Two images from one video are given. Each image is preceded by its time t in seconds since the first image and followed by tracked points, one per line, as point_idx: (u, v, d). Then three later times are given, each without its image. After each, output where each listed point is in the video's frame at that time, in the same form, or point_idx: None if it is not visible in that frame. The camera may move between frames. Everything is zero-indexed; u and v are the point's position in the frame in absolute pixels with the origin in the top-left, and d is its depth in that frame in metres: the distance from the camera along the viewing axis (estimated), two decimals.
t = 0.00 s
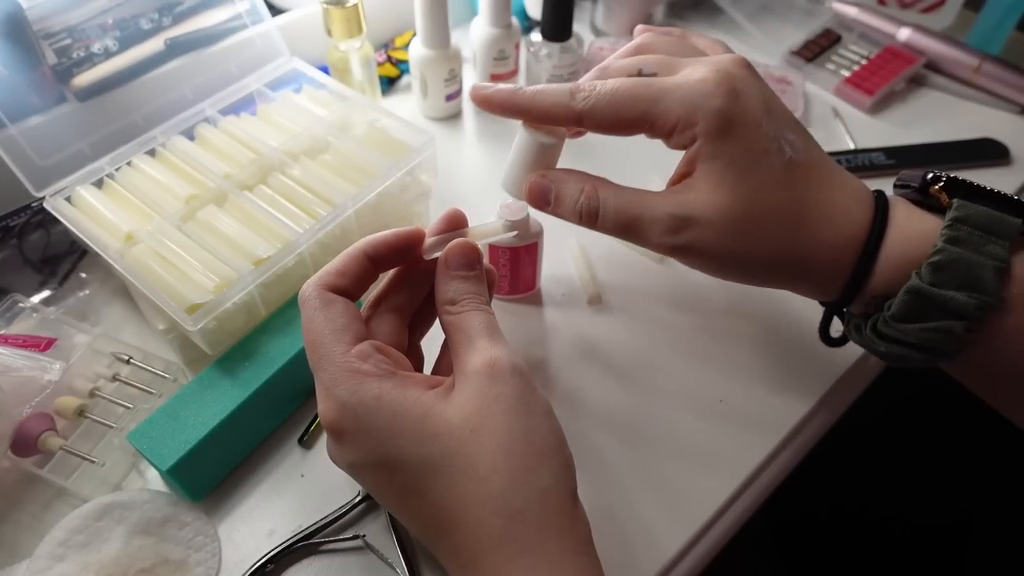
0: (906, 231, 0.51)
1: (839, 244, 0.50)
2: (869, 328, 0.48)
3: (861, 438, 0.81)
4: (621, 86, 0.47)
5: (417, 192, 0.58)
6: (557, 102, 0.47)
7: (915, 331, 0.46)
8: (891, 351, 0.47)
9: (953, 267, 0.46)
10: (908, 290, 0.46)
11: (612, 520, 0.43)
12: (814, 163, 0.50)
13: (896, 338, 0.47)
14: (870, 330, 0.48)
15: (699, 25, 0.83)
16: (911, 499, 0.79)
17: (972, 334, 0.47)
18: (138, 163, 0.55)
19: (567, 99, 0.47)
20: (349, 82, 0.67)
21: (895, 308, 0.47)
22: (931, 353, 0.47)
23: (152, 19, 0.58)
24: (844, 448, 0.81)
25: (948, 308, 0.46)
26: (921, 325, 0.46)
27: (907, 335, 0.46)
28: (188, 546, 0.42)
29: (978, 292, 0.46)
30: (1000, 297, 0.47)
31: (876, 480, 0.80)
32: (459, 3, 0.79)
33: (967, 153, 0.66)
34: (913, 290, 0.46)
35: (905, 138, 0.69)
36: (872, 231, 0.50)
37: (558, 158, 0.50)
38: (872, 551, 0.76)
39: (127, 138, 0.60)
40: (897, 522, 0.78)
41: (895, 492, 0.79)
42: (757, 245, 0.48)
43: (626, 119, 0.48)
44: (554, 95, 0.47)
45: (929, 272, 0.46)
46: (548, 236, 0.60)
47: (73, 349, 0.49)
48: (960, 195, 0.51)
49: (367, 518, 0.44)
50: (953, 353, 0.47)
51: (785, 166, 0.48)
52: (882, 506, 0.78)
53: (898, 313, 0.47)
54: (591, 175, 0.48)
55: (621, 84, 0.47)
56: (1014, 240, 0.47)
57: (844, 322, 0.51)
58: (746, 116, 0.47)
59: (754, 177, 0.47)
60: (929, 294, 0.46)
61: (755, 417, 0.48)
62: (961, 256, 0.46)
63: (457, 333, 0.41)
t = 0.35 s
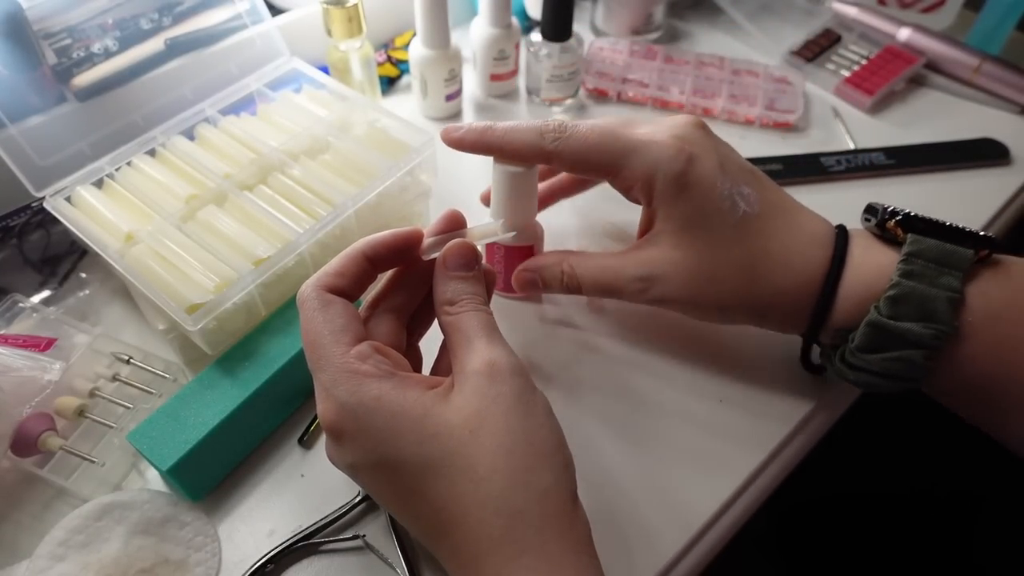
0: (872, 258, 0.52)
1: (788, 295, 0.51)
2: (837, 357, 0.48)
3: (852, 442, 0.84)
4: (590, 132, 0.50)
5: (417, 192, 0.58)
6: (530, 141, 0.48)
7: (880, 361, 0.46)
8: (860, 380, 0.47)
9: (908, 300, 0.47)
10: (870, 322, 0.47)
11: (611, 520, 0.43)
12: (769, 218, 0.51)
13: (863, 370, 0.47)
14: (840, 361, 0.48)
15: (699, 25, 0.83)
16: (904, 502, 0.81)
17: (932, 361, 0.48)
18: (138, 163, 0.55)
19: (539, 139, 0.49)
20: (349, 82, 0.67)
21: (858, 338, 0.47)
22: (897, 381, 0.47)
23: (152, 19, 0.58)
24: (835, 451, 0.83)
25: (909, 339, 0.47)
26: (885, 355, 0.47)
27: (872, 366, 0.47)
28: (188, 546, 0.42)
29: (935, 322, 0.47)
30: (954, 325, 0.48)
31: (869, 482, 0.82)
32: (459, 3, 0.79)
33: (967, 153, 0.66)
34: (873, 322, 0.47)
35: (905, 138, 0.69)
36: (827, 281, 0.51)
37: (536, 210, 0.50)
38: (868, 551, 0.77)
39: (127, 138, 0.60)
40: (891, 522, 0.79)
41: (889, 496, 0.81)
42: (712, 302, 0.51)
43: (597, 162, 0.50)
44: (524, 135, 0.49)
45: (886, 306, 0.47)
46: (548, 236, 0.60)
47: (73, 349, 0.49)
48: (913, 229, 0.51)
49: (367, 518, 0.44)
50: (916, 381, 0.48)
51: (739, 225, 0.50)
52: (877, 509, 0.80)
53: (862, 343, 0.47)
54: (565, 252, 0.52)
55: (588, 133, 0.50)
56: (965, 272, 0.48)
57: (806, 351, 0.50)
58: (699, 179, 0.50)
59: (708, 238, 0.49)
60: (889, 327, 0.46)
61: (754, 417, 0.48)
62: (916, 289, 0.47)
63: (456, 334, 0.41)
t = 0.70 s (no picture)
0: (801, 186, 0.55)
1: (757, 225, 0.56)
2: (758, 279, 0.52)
3: (863, 431, 0.83)
4: (563, 37, 0.58)
5: (417, 192, 0.58)
6: (508, 43, 0.57)
7: (793, 280, 0.50)
8: (775, 299, 0.51)
9: (816, 220, 0.50)
10: (779, 242, 0.50)
11: (612, 520, 0.43)
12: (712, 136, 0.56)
13: (779, 290, 0.50)
14: (759, 283, 0.52)
15: (699, 25, 0.83)
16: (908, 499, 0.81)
17: (848, 280, 0.51)
18: (137, 163, 0.55)
19: (517, 39, 0.57)
20: (349, 82, 0.67)
21: (771, 260, 0.50)
22: (811, 298, 0.50)
23: (152, 19, 0.59)
24: (845, 446, 0.82)
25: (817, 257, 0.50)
26: (796, 273, 0.50)
27: (785, 284, 0.50)
28: (188, 546, 0.42)
29: (840, 240, 0.50)
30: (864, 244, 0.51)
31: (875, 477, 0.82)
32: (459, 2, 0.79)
33: (967, 153, 0.66)
34: (783, 243, 0.50)
35: (905, 138, 0.69)
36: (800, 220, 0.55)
37: (519, 108, 0.59)
38: (869, 547, 0.78)
39: (127, 138, 0.60)
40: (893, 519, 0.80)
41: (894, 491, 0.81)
42: (648, 200, 0.56)
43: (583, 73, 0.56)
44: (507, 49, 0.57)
45: (796, 226, 0.50)
46: (549, 236, 0.60)
47: (73, 349, 0.49)
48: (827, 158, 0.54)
49: (367, 518, 0.44)
50: (831, 298, 0.51)
51: (673, 133, 0.55)
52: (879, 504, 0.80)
53: (774, 264, 0.50)
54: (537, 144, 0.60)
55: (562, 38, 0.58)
56: (873, 195, 0.51)
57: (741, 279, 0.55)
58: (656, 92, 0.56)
59: (645, 137, 0.56)
60: (798, 245, 0.49)
61: (754, 418, 0.48)
62: (821, 209, 0.50)
63: (458, 334, 0.41)
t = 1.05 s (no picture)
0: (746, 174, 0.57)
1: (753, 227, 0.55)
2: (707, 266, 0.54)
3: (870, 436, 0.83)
4: (526, 25, 0.60)
5: (417, 191, 0.58)
6: (474, 25, 0.60)
7: (740, 268, 0.52)
8: (724, 285, 0.53)
9: (757, 209, 0.52)
10: (724, 232, 0.52)
11: (612, 520, 0.43)
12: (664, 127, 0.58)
13: (729, 278, 0.52)
14: (709, 271, 0.54)
15: (699, 25, 0.83)
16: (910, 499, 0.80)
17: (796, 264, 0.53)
18: (137, 163, 0.55)
19: (482, 22, 0.60)
20: (349, 82, 0.67)
21: (718, 249, 0.53)
22: (758, 284, 0.52)
23: (153, 19, 0.59)
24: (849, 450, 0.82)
25: (760, 244, 0.52)
26: (742, 260, 0.52)
27: (733, 272, 0.52)
28: (188, 546, 0.42)
29: (781, 227, 0.52)
30: (807, 230, 0.53)
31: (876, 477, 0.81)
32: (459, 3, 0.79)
33: (967, 153, 0.66)
34: (728, 232, 0.52)
35: (905, 138, 0.69)
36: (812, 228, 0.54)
37: (485, 93, 0.61)
38: (867, 546, 0.78)
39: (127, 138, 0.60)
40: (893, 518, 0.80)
41: (896, 493, 0.81)
42: (599, 186, 0.59)
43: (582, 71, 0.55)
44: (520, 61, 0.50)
45: (739, 216, 0.52)
46: (549, 236, 0.60)
47: (73, 349, 0.50)
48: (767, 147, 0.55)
49: (367, 518, 0.44)
50: (780, 283, 0.53)
51: (622, 125, 0.58)
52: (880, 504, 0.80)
53: (722, 252, 0.52)
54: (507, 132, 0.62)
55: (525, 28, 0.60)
56: (811, 182, 0.53)
57: (697, 265, 0.56)
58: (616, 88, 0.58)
59: (598, 129, 0.58)
60: (741, 234, 0.52)
61: (754, 417, 0.48)
62: (761, 198, 0.52)
63: (457, 333, 0.41)
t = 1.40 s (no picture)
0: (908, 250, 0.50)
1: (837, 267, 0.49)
2: (863, 352, 0.48)
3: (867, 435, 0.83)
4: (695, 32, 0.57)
5: (417, 191, 0.58)
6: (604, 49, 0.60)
7: (917, 352, 0.45)
8: (889, 374, 0.46)
9: (949, 286, 0.45)
10: (905, 309, 0.46)
11: (611, 520, 0.43)
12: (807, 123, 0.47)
13: (892, 362, 0.46)
14: (869, 354, 0.47)
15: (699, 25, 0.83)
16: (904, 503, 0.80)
17: (961, 365, 0.46)
18: (138, 163, 0.55)
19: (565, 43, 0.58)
20: (349, 82, 0.67)
21: (894, 330, 0.46)
22: (928, 372, 0.46)
23: (152, 19, 0.59)
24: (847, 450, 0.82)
25: (946, 328, 0.45)
26: (921, 344, 0.45)
27: (909, 356, 0.45)
28: (188, 546, 0.42)
29: (973, 311, 0.45)
30: (997, 312, 0.46)
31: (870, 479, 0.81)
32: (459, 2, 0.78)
33: (967, 154, 0.66)
34: (909, 311, 0.45)
35: (905, 138, 0.69)
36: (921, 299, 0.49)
37: (485, 95, 0.61)
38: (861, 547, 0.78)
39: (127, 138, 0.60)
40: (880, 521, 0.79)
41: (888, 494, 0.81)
42: (748, 232, 0.48)
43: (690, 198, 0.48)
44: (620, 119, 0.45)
45: (924, 294, 0.45)
46: (548, 236, 0.60)
47: (73, 349, 0.50)
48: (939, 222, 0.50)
49: (367, 518, 0.44)
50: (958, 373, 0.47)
51: (832, 170, 0.49)
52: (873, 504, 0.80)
53: (897, 334, 0.46)
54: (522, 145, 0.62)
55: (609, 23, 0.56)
56: (994, 263, 0.47)
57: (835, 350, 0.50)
58: (746, 85, 0.49)
59: (799, 161, 0.47)
60: (925, 316, 0.45)
61: (754, 417, 0.48)
62: (952, 274, 0.45)
63: (453, 334, 0.41)
